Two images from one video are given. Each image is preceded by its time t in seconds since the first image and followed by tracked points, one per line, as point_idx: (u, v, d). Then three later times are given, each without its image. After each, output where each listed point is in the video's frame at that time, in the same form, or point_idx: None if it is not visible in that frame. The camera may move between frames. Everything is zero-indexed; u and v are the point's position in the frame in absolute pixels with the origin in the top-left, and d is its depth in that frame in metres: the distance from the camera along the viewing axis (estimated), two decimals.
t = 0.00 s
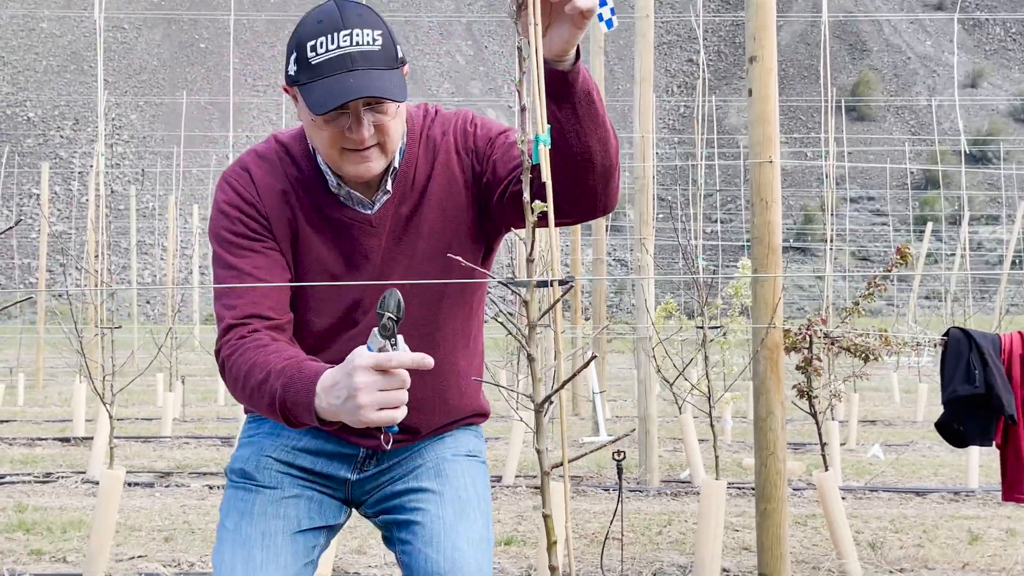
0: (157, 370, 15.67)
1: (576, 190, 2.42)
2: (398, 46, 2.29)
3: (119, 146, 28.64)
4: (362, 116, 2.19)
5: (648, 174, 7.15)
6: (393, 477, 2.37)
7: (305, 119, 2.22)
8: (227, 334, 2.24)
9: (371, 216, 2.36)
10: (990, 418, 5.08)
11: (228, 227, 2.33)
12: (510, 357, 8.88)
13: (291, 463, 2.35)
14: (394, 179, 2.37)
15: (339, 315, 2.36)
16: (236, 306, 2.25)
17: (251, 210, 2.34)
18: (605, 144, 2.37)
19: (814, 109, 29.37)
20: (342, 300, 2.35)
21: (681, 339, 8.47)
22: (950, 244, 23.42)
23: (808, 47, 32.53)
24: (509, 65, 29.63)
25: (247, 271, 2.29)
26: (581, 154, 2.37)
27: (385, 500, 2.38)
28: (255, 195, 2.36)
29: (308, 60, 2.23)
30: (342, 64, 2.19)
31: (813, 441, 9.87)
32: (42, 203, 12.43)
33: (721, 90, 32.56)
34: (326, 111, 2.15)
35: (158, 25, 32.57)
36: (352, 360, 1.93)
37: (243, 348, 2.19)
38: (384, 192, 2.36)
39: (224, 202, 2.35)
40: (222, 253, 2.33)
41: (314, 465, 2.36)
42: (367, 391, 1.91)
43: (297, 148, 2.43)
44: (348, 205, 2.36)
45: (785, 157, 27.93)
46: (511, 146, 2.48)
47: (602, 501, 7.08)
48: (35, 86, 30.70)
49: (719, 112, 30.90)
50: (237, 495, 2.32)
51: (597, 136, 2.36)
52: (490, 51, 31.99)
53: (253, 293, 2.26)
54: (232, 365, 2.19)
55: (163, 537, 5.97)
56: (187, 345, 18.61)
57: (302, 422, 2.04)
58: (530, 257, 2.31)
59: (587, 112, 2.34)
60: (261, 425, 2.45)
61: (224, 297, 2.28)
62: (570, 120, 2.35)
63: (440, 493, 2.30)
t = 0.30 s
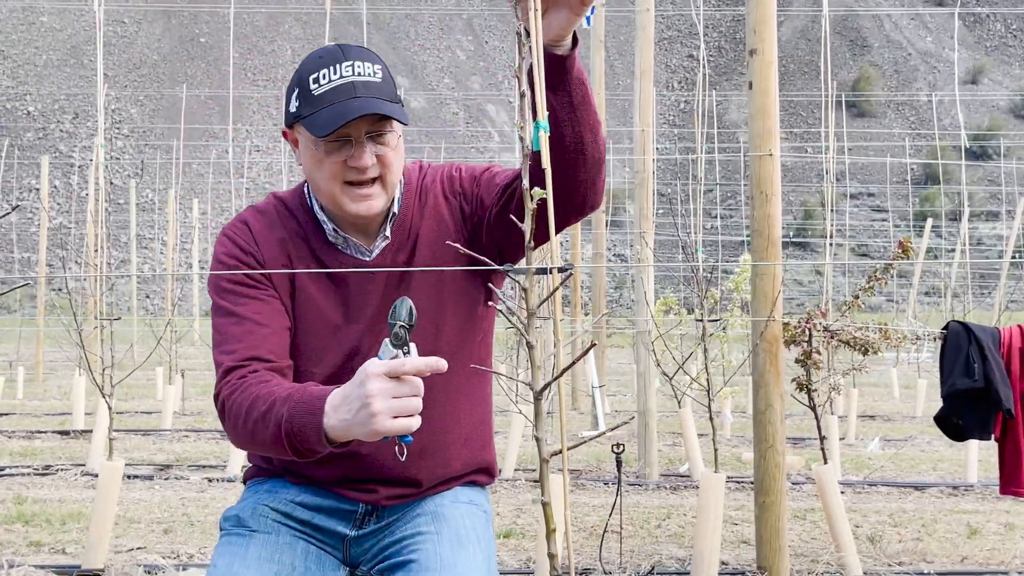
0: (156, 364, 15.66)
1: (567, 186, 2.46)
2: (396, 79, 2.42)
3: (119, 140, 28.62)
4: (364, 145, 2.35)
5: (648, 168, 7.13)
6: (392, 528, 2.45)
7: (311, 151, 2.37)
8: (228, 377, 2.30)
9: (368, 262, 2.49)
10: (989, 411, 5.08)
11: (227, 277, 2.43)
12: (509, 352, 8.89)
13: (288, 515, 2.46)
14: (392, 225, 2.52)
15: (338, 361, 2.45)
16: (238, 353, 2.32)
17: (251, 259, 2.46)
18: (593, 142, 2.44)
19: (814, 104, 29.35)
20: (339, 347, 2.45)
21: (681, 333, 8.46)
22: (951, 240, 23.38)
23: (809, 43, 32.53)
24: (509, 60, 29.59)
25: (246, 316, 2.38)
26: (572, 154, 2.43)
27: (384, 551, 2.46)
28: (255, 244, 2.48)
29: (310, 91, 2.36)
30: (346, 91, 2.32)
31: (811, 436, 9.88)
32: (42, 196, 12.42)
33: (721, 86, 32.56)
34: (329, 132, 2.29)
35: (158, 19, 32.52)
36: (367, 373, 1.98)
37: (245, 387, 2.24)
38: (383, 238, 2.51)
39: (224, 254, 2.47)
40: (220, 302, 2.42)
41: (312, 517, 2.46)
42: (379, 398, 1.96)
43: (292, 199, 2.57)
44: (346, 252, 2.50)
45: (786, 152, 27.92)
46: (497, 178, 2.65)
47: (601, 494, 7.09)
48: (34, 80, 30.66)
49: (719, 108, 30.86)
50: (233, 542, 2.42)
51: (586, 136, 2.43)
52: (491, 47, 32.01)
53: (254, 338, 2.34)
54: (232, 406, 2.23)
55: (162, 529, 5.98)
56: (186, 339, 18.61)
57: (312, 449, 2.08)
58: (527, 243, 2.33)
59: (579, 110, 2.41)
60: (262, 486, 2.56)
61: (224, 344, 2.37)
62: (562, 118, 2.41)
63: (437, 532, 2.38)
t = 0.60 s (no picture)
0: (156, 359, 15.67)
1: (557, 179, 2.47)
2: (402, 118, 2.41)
3: (119, 135, 28.61)
4: (372, 181, 2.34)
5: (648, 162, 7.11)
6: (387, 559, 2.39)
7: (318, 185, 2.35)
8: (229, 404, 2.23)
9: (368, 297, 2.43)
10: (989, 406, 5.07)
11: (228, 308, 2.37)
12: (509, 347, 8.87)
13: (278, 547, 2.40)
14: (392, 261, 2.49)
15: (337, 397, 2.39)
16: (240, 380, 2.25)
17: (252, 292, 2.40)
18: (573, 132, 2.48)
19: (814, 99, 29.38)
20: (337, 384, 2.40)
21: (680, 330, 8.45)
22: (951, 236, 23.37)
23: (809, 39, 32.50)
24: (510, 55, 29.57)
25: (248, 346, 2.31)
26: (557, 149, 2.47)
27: None
28: (257, 275, 2.42)
29: (319, 126, 2.33)
30: (355, 127, 2.30)
31: (811, 431, 9.87)
32: (42, 190, 12.40)
33: (722, 81, 32.58)
34: (338, 165, 2.27)
35: (158, 14, 32.51)
36: (375, 383, 1.93)
37: (249, 411, 2.17)
38: (383, 275, 2.46)
39: (226, 283, 2.41)
40: (220, 333, 2.36)
41: (303, 550, 2.39)
42: (389, 406, 1.91)
43: (291, 238, 2.54)
44: (344, 288, 2.44)
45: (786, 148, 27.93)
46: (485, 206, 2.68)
47: (600, 489, 7.09)
48: (34, 74, 30.64)
49: (719, 103, 30.86)
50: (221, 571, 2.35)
51: (572, 130, 2.48)
52: (491, 42, 31.98)
53: (257, 365, 2.28)
54: (236, 429, 2.15)
55: (162, 522, 5.98)
56: (186, 335, 18.60)
57: (321, 466, 2.01)
58: (528, 234, 2.32)
59: (565, 104, 2.45)
60: (251, 524, 2.51)
61: (224, 375, 2.30)
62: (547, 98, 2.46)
63: (436, 556, 2.34)
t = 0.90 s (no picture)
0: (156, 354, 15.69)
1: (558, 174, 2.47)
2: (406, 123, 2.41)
3: (119, 130, 28.60)
4: (375, 185, 2.33)
5: (648, 158, 7.10)
6: (387, 552, 2.39)
7: (320, 188, 2.33)
8: (228, 399, 2.21)
9: (366, 295, 2.42)
10: (989, 401, 5.07)
11: (228, 303, 2.36)
12: (509, 342, 8.87)
13: (276, 543, 2.38)
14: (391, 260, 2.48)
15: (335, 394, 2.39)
16: (239, 376, 2.24)
17: (252, 287, 2.39)
18: (571, 125, 2.47)
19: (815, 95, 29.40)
20: (335, 381, 2.40)
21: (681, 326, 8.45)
22: (951, 232, 23.39)
23: (810, 34, 32.49)
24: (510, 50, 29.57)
25: (247, 340, 2.30)
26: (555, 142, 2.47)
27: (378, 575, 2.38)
28: (257, 269, 2.42)
29: (324, 129, 2.32)
30: (361, 131, 2.29)
31: (811, 427, 9.88)
32: (42, 185, 12.38)
33: (722, 77, 32.58)
34: (343, 169, 2.26)
35: (158, 9, 32.47)
36: (377, 377, 1.92)
37: (250, 404, 2.16)
38: (380, 273, 2.45)
39: (226, 278, 2.39)
40: (220, 329, 2.35)
41: (301, 545, 2.38)
42: (393, 399, 1.90)
43: (289, 237, 2.53)
44: (344, 286, 2.43)
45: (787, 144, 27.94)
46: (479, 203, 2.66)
47: (600, 484, 7.09)
48: (34, 70, 30.64)
49: (720, 99, 30.86)
50: (218, 566, 2.33)
51: (569, 125, 2.47)
52: (492, 37, 31.96)
53: (257, 358, 2.27)
54: (237, 424, 2.14)
55: (162, 517, 5.98)
56: (186, 331, 18.61)
57: (323, 458, 2.01)
58: (529, 227, 2.33)
59: (563, 99, 2.44)
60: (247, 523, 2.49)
61: (224, 369, 2.29)
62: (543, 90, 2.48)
63: (442, 547, 2.32)
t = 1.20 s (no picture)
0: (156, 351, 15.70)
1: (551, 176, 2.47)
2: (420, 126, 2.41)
3: (119, 126, 28.60)
4: (386, 180, 2.33)
5: (647, 153, 7.08)
6: (387, 557, 2.37)
7: (332, 179, 2.33)
8: (225, 389, 2.18)
9: (366, 294, 2.41)
10: (987, 398, 5.08)
11: (228, 298, 2.33)
12: (508, 339, 8.87)
13: (273, 546, 2.34)
14: (392, 262, 2.47)
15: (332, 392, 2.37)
16: (237, 367, 2.21)
17: (253, 282, 2.36)
18: (565, 128, 2.47)
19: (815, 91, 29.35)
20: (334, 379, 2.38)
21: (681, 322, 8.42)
22: (951, 228, 23.35)
23: (811, 30, 32.40)
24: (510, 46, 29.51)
25: (245, 332, 2.28)
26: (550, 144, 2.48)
27: None
28: (260, 263, 2.39)
29: (343, 122, 2.30)
30: (377, 126, 2.29)
31: (811, 423, 9.87)
32: (41, 182, 12.37)
33: (722, 73, 32.55)
34: (355, 159, 2.26)
35: (158, 6, 32.44)
36: (374, 349, 1.91)
37: (247, 392, 2.14)
38: (380, 273, 2.45)
39: (227, 272, 2.36)
40: (219, 322, 2.31)
41: (296, 550, 2.34)
42: (388, 369, 1.89)
43: (292, 234, 2.51)
44: (344, 284, 2.42)
45: (787, 140, 27.89)
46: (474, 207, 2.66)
47: (599, 480, 7.10)
48: (34, 67, 30.67)
49: (720, 96, 30.82)
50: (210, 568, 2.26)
51: (560, 128, 2.47)
52: (492, 34, 31.91)
53: (258, 351, 2.25)
54: (234, 410, 2.12)
55: (162, 514, 5.99)
56: (185, 329, 18.64)
57: (319, 440, 2.00)
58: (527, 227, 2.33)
59: (556, 102, 2.45)
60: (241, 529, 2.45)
61: (221, 361, 2.26)
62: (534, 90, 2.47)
63: (444, 552, 2.31)
